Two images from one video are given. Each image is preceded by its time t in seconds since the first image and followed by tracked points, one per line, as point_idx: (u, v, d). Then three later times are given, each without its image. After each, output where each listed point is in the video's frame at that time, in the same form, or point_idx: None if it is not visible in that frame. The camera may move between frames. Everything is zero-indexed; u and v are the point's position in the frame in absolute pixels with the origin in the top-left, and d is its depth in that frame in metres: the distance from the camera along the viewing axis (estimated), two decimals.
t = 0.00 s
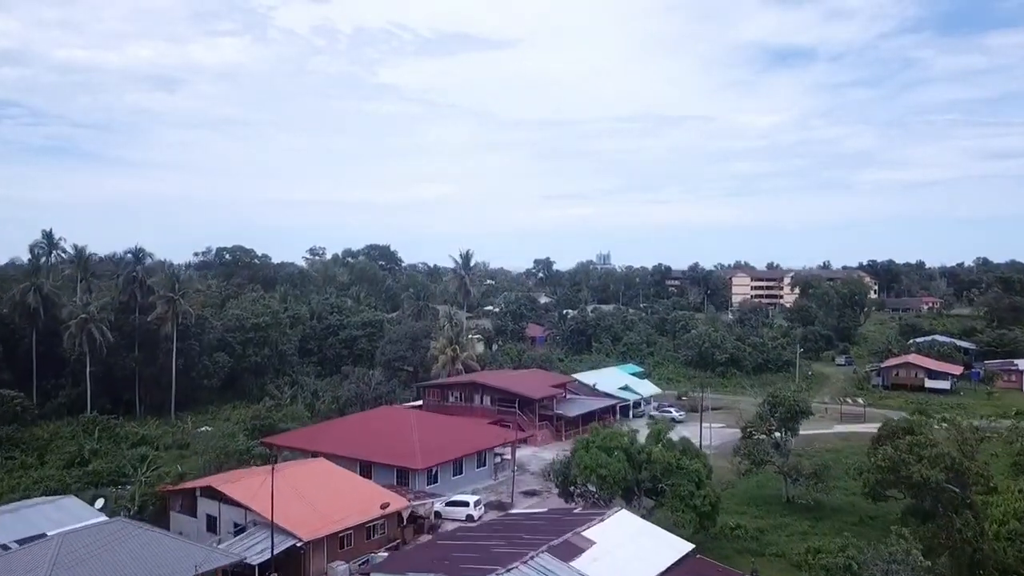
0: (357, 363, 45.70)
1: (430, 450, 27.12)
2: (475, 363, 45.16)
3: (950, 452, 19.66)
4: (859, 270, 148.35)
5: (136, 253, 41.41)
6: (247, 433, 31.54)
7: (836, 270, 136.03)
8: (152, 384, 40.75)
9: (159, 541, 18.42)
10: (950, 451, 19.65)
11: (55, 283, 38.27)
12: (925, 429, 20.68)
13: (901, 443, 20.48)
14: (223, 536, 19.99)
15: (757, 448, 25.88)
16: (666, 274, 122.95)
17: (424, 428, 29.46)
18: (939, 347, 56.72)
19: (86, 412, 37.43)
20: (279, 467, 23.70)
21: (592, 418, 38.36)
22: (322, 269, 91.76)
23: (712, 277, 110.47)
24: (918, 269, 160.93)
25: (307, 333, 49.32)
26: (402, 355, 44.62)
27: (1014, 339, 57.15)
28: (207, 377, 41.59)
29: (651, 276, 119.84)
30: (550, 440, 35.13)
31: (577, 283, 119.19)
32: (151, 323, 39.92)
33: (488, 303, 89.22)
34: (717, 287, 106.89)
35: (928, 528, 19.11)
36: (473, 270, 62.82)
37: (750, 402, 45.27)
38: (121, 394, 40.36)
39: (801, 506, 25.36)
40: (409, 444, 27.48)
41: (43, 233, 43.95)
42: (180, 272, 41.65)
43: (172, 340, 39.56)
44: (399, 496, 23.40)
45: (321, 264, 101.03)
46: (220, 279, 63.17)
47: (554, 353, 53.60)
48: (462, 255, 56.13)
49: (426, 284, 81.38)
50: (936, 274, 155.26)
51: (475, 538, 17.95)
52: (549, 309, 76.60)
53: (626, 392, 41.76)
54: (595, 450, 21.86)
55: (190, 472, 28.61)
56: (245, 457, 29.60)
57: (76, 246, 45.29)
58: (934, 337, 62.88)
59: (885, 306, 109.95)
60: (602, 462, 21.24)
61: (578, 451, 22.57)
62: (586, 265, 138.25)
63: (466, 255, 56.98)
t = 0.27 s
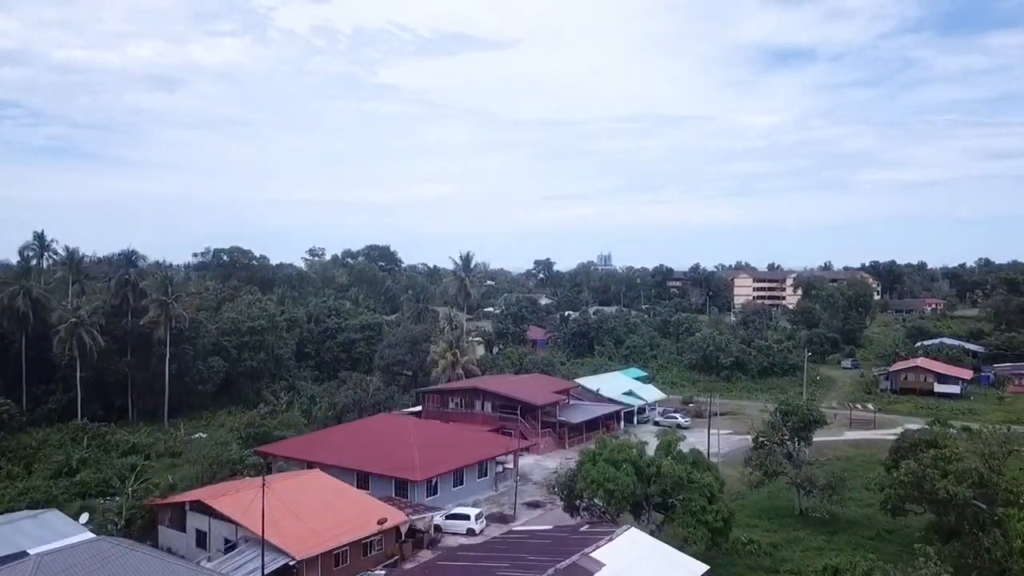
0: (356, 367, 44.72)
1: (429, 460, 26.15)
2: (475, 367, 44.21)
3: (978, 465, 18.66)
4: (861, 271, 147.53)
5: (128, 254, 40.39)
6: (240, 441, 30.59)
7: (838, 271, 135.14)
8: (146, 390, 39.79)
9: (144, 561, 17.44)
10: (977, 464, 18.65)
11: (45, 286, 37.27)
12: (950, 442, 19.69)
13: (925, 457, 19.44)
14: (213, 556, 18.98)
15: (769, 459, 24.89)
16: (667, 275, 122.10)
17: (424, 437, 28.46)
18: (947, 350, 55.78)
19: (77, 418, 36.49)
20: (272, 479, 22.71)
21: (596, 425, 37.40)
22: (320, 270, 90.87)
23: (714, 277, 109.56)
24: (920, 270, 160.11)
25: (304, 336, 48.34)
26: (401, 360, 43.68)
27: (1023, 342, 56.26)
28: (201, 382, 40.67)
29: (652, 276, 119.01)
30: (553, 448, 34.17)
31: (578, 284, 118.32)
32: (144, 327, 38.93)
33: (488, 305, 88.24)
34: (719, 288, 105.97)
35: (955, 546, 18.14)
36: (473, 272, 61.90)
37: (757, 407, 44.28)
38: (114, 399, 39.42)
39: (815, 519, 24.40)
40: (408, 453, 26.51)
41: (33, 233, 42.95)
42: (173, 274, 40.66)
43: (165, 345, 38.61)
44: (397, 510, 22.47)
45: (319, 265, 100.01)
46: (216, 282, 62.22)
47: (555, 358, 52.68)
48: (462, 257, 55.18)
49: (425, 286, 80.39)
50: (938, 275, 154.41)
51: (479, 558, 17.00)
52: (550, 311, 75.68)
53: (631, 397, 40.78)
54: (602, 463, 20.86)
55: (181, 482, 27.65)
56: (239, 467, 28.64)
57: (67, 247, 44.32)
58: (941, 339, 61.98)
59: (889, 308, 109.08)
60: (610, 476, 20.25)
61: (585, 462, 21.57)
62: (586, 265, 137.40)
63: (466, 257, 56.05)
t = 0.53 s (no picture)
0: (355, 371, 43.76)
1: (429, 469, 25.16)
2: (476, 371, 43.21)
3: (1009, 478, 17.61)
4: (864, 271, 146.61)
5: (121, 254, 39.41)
6: (234, 448, 29.58)
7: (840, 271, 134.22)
8: (139, 394, 38.82)
9: None
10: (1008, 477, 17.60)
11: (34, 287, 36.27)
12: (978, 453, 18.68)
13: (951, 469, 18.44)
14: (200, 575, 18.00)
15: (783, 469, 23.87)
16: (669, 275, 121.21)
17: (423, 444, 27.49)
18: (956, 353, 54.81)
19: (67, 423, 35.52)
20: (263, 493, 21.84)
21: (600, 430, 36.40)
22: (319, 270, 89.92)
23: (716, 277, 108.62)
24: (922, 271, 159.27)
25: (301, 339, 47.35)
26: (400, 363, 42.72)
27: None
28: (196, 386, 39.70)
29: (655, 277, 118.13)
30: (556, 454, 33.22)
31: (579, 284, 117.40)
32: (137, 329, 37.95)
33: (488, 306, 87.31)
34: (721, 289, 105.07)
35: (985, 564, 17.11)
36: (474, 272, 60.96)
37: (764, 411, 43.28)
38: (106, 403, 38.45)
39: (831, 531, 23.42)
40: (407, 462, 25.53)
41: (24, 233, 41.95)
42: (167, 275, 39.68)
43: (158, 348, 37.63)
44: (395, 523, 21.56)
45: (317, 265, 99.02)
46: (213, 283, 61.30)
47: (557, 361, 51.72)
48: (463, 257, 54.26)
49: (425, 287, 79.44)
50: (942, 275, 153.45)
51: None
52: (552, 314, 74.75)
53: (636, 401, 39.79)
54: (610, 474, 19.88)
55: (172, 491, 26.63)
56: (231, 475, 27.66)
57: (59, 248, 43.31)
58: (950, 342, 60.97)
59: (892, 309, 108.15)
60: (619, 488, 19.27)
61: (592, 473, 20.59)
62: (587, 266, 136.49)
63: (467, 258, 55.14)
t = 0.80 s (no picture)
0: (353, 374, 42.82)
1: (429, 478, 24.18)
2: (477, 374, 42.23)
3: None
4: (866, 272, 145.69)
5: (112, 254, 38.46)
6: (227, 454, 28.64)
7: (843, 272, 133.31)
8: (131, 398, 37.88)
9: None
10: None
11: (23, 288, 35.31)
12: (1008, 465, 17.69)
13: (980, 482, 17.43)
14: None
15: (798, 478, 22.92)
16: (671, 275, 120.37)
17: (423, 451, 26.53)
18: (965, 355, 53.85)
19: (56, 428, 34.56)
20: (252, 503, 20.59)
21: (605, 435, 35.44)
22: (317, 271, 89.00)
23: (718, 278, 107.70)
24: (924, 271, 158.36)
25: (299, 341, 46.46)
26: (399, 365, 41.77)
27: None
28: (190, 390, 38.76)
29: (656, 277, 117.25)
30: (560, 460, 32.27)
31: (580, 285, 116.51)
32: (129, 331, 37.02)
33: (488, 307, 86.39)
34: (723, 289, 104.07)
35: None
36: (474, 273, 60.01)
37: (771, 415, 42.33)
38: (97, 408, 37.50)
39: (847, 543, 22.46)
40: (405, 471, 24.55)
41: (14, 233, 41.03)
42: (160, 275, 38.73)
43: (151, 350, 36.71)
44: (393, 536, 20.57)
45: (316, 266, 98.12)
46: (209, 284, 60.38)
47: (560, 364, 50.76)
48: (463, 257, 53.32)
49: (425, 287, 78.50)
50: (945, 275, 152.50)
51: None
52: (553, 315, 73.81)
53: (641, 405, 38.83)
54: (619, 486, 18.91)
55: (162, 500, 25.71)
56: (224, 483, 26.77)
57: (51, 248, 42.40)
58: (958, 343, 59.98)
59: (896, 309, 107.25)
60: (628, 501, 18.31)
61: (600, 484, 19.62)
62: (587, 266, 135.58)
63: (467, 257, 54.21)
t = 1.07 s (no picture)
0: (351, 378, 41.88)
1: (428, 488, 23.25)
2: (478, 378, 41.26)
3: None
4: (869, 272, 144.67)
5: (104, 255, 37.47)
6: (218, 462, 27.72)
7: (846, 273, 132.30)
8: (123, 402, 36.90)
9: None
10: None
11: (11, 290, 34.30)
12: None
13: (1012, 498, 16.47)
14: None
15: (813, 489, 21.92)
16: (672, 276, 119.43)
17: (422, 459, 25.58)
18: (975, 357, 52.88)
19: (45, 433, 33.57)
20: (243, 516, 19.63)
21: (609, 440, 34.47)
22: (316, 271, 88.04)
23: (721, 278, 106.71)
24: (927, 272, 157.39)
25: (295, 343, 45.35)
26: (398, 369, 40.82)
27: None
28: (183, 394, 37.77)
29: (657, 278, 116.28)
30: (563, 467, 31.31)
31: (581, 286, 115.52)
32: (121, 334, 36.04)
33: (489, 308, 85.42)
34: (726, 290, 102.99)
35: None
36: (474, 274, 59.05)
37: (779, 419, 41.39)
38: (88, 412, 36.51)
39: (865, 557, 21.51)
40: (404, 481, 23.61)
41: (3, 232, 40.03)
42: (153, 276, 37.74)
43: (143, 354, 35.75)
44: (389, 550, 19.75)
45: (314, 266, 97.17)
46: (205, 285, 59.40)
47: (562, 367, 49.79)
48: (463, 257, 52.35)
49: (425, 288, 77.53)
50: (948, 276, 151.44)
51: None
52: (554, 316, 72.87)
53: (646, 409, 37.87)
54: (628, 500, 17.95)
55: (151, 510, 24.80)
56: (215, 493, 25.78)
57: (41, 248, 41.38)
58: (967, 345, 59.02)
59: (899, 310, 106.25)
60: (638, 515, 17.31)
61: (607, 497, 18.66)
62: (588, 267, 134.57)
63: (468, 258, 53.27)
